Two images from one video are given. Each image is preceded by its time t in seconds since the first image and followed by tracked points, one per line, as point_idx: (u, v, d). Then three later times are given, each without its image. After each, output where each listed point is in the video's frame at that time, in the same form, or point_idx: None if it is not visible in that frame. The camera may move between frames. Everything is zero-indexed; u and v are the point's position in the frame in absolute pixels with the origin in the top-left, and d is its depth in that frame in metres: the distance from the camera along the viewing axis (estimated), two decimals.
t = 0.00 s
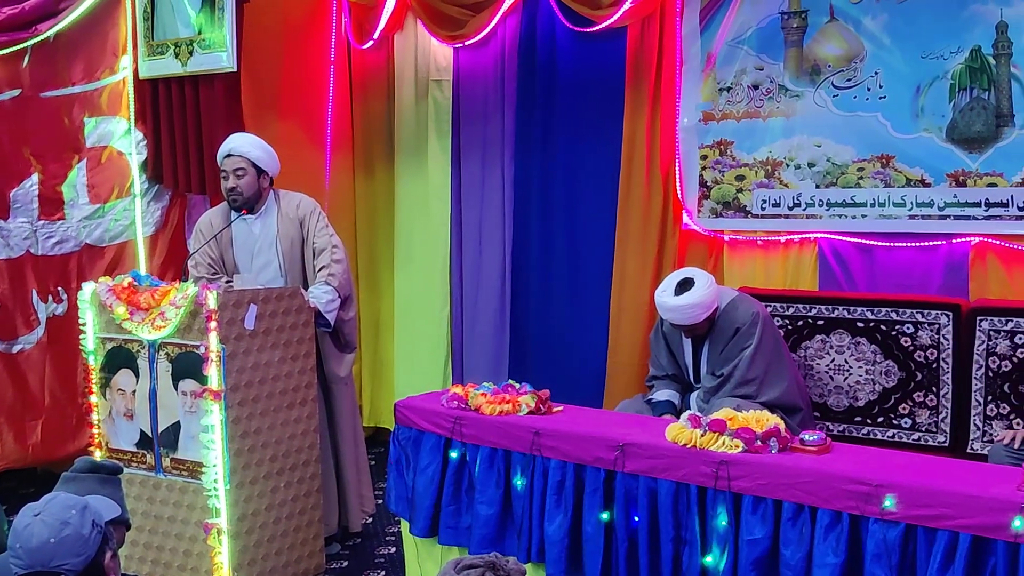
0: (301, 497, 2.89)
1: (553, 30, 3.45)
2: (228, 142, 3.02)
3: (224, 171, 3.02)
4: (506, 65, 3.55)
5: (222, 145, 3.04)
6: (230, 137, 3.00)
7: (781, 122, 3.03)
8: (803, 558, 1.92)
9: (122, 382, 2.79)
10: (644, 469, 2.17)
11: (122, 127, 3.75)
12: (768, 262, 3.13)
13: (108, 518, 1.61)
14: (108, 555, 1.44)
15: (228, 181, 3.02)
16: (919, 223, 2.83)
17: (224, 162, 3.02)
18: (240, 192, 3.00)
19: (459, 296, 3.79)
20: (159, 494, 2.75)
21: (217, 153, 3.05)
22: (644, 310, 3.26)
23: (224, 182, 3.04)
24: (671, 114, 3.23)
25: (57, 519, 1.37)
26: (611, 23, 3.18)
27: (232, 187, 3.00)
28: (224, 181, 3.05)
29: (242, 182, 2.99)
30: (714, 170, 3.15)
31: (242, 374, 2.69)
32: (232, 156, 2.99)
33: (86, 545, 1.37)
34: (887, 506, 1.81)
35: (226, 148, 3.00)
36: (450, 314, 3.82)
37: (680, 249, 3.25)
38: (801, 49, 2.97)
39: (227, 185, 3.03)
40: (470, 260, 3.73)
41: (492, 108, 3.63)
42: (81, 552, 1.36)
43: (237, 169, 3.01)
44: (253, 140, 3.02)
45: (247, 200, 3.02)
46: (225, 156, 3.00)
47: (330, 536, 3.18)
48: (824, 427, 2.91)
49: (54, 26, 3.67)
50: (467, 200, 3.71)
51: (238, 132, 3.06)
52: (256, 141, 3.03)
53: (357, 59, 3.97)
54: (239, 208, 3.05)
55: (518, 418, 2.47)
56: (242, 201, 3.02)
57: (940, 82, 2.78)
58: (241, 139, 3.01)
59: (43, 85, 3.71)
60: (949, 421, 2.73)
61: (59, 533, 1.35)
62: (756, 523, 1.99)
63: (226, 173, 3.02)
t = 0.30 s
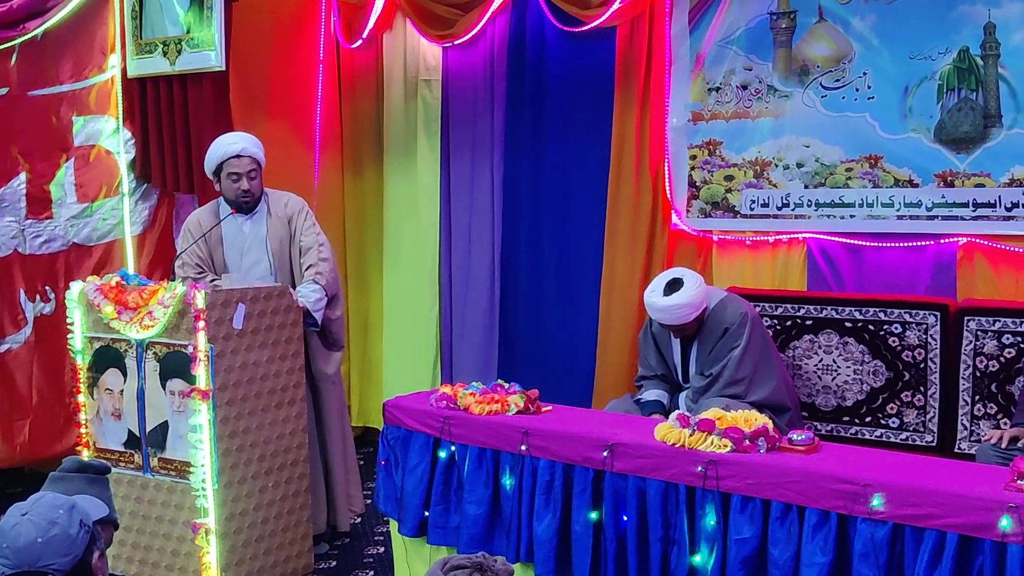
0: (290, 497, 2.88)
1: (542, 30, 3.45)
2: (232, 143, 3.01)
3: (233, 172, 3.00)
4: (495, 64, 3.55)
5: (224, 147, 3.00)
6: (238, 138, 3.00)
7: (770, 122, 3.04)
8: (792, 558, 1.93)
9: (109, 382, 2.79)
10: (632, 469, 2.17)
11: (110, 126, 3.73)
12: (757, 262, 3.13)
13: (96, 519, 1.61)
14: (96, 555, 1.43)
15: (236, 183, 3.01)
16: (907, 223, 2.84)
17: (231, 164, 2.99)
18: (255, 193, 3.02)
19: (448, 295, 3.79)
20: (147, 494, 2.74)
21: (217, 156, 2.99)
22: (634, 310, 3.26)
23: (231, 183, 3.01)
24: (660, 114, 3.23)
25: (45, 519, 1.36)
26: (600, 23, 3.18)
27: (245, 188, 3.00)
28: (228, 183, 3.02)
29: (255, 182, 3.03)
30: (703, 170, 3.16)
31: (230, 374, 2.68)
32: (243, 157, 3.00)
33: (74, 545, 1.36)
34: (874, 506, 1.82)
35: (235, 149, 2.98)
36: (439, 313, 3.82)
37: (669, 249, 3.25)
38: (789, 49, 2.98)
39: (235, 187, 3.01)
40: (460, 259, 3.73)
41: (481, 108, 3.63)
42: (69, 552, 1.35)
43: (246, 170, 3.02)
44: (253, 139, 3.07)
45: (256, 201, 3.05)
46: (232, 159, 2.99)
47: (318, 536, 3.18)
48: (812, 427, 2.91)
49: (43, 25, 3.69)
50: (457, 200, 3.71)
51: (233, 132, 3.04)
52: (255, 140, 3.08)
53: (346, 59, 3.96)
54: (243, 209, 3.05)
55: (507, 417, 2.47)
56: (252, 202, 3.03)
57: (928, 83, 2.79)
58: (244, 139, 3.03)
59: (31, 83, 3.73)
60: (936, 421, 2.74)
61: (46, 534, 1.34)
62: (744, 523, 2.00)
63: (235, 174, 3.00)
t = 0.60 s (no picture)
0: (281, 496, 2.88)
1: (534, 29, 3.46)
2: (225, 142, 3.01)
3: (228, 171, 2.99)
4: (487, 63, 3.55)
5: (217, 146, 2.99)
6: (232, 137, 3.00)
7: (762, 122, 3.05)
8: (782, 557, 1.93)
9: (100, 381, 2.78)
10: (623, 468, 2.17)
11: (101, 125, 3.72)
12: (748, 262, 3.14)
13: (88, 518, 1.61)
14: (87, 554, 1.43)
15: (232, 181, 3.00)
16: (898, 223, 2.85)
17: (226, 163, 2.99)
18: (251, 191, 3.02)
19: (440, 294, 3.79)
20: (138, 493, 2.74)
21: (212, 155, 2.98)
22: (625, 309, 3.27)
23: (227, 183, 3.00)
24: (651, 114, 3.23)
25: (36, 518, 1.36)
26: (591, 23, 3.19)
27: (241, 187, 3.00)
28: (224, 182, 3.01)
29: (250, 181, 3.03)
30: (695, 170, 3.16)
31: (221, 373, 2.68)
32: (238, 155, 3.00)
33: (65, 544, 1.36)
34: (865, 505, 1.82)
35: (229, 148, 2.98)
36: (431, 312, 3.82)
37: (661, 248, 3.26)
38: (781, 49, 2.98)
39: (231, 186, 3.00)
40: (452, 258, 3.73)
41: (473, 108, 3.63)
42: (60, 551, 1.35)
43: (241, 169, 3.02)
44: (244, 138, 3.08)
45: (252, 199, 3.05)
46: (227, 158, 2.99)
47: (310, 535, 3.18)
48: (803, 427, 2.92)
49: (33, 23, 3.66)
50: (448, 199, 3.71)
51: (223, 132, 3.04)
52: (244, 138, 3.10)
53: (337, 58, 3.97)
54: (238, 208, 3.04)
55: (498, 417, 2.47)
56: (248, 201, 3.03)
57: (919, 83, 2.79)
58: (237, 137, 3.03)
59: (21, 81, 3.70)
60: (927, 420, 2.75)
61: (37, 533, 1.34)
62: (735, 522, 2.00)
63: (231, 173, 3.00)
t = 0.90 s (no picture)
0: (276, 494, 2.88)
1: (530, 28, 3.45)
2: (222, 140, 3.01)
3: (225, 169, 2.99)
4: (483, 62, 3.55)
5: (214, 145, 2.99)
6: (229, 136, 3.01)
7: (758, 121, 3.05)
8: (778, 556, 1.93)
9: (96, 380, 2.78)
10: (619, 467, 2.17)
11: (97, 122, 3.73)
12: (744, 261, 3.14)
13: (83, 516, 1.61)
14: (82, 553, 1.43)
15: (229, 180, 3.01)
16: (894, 223, 2.85)
17: (223, 162, 2.99)
18: (248, 189, 3.03)
19: (435, 293, 3.79)
20: (133, 491, 2.74)
21: (209, 154, 2.97)
22: (620, 308, 3.27)
23: (225, 182, 3.00)
24: (647, 113, 3.23)
25: (31, 517, 1.36)
26: (587, 22, 3.19)
27: (239, 185, 3.00)
28: (221, 181, 3.00)
29: (247, 179, 3.04)
30: (691, 169, 3.17)
31: (217, 372, 2.68)
32: (234, 153, 3.01)
33: (60, 543, 1.36)
34: (860, 504, 1.82)
35: (226, 146, 2.98)
36: (427, 311, 3.82)
37: (656, 247, 3.26)
38: (777, 48, 2.98)
39: (229, 183, 3.00)
40: (448, 257, 3.73)
41: (469, 107, 3.63)
42: (55, 550, 1.35)
43: (237, 167, 3.02)
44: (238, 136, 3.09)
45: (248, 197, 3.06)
46: (224, 157, 2.99)
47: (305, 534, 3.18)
48: (799, 426, 2.92)
49: (28, 21, 3.64)
50: (444, 197, 3.71)
51: (216, 131, 3.03)
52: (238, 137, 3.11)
53: (334, 56, 3.96)
54: (234, 207, 3.04)
55: (494, 416, 2.47)
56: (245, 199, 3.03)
57: (914, 83, 2.79)
58: (232, 136, 3.03)
59: (16, 80, 3.67)
60: (922, 419, 2.75)
61: (32, 532, 1.34)
62: (731, 521, 2.00)
63: (228, 171, 3.00)
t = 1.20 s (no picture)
0: (275, 492, 2.88)
1: (530, 25, 3.45)
2: (220, 138, 3.01)
3: (225, 167, 3.00)
4: (482, 60, 3.55)
5: (212, 143, 3.00)
6: (227, 134, 3.01)
7: (757, 119, 3.05)
8: (777, 554, 1.93)
9: (95, 377, 2.78)
10: (618, 465, 2.17)
11: (95, 120, 3.72)
12: (743, 259, 3.14)
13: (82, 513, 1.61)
14: (80, 549, 1.43)
15: (229, 177, 3.01)
16: (893, 221, 2.85)
17: (222, 160, 2.99)
18: (247, 186, 3.04)
19: (434, 291, 3.78)
20: (132, 489, 2.74)
21: (208, 152, 2.98)
22: (619, 306, 3.28)
23: (224, 180, 3.00)
24: (647, 111, 3.23)
25: (30, 514, 1.36)
26: (586, 20, 3.19)
27: (238, 183, 3.01)
28: (220, 179, 3.01)
29: (246, 177, 3.04)
30: (690, 167, 3.17)
31: (216, 369, 2.68)
32: (233, 151, 3.01)
33: (59, 539, 1.36)
34: (859, 502, 1.82)
35: (225, 144, 2.99)
36: (426, 309, 3.81)
37: (656, 245, 3.26)
38: (776, 46, 2.99)
39: (228, 181, 3.00)
40: (447, 254, 3.73)
41: (468, 105, 3.63)
42: (54, 546, 1.35)
43: (237, 165, 3.02)
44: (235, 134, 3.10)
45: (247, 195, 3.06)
46: (224, 155, 2.99)
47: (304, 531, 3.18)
48: (797, 424, 2.92)
49: (27, 18, 3.67)
50: (443, 195, 3.71)
51: (214, 129, 3.03)
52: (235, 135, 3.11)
53: (332, 53, 3.95)
54: (234, 205, 3.05)
55: (493, 413, 2.47)
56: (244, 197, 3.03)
57: (914, 81, 2.79)
58: (230, 134, 3.03)
59: (15, 76, 3.70)
60: (921, 418, 2.75)
61: (31, 528, 1.34)
62: (730, 519, 2.00)
63: (227, 169, 3.00)
